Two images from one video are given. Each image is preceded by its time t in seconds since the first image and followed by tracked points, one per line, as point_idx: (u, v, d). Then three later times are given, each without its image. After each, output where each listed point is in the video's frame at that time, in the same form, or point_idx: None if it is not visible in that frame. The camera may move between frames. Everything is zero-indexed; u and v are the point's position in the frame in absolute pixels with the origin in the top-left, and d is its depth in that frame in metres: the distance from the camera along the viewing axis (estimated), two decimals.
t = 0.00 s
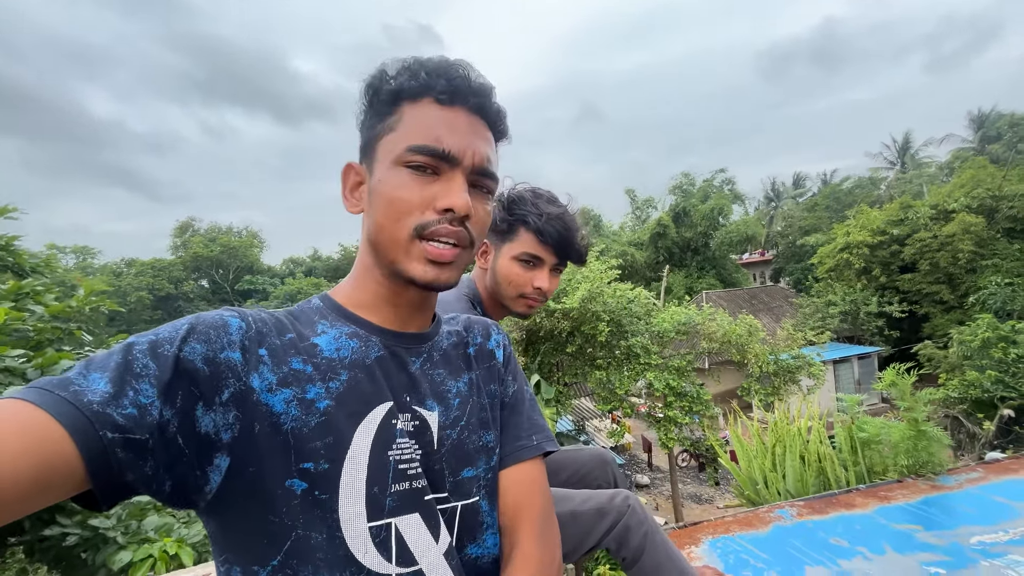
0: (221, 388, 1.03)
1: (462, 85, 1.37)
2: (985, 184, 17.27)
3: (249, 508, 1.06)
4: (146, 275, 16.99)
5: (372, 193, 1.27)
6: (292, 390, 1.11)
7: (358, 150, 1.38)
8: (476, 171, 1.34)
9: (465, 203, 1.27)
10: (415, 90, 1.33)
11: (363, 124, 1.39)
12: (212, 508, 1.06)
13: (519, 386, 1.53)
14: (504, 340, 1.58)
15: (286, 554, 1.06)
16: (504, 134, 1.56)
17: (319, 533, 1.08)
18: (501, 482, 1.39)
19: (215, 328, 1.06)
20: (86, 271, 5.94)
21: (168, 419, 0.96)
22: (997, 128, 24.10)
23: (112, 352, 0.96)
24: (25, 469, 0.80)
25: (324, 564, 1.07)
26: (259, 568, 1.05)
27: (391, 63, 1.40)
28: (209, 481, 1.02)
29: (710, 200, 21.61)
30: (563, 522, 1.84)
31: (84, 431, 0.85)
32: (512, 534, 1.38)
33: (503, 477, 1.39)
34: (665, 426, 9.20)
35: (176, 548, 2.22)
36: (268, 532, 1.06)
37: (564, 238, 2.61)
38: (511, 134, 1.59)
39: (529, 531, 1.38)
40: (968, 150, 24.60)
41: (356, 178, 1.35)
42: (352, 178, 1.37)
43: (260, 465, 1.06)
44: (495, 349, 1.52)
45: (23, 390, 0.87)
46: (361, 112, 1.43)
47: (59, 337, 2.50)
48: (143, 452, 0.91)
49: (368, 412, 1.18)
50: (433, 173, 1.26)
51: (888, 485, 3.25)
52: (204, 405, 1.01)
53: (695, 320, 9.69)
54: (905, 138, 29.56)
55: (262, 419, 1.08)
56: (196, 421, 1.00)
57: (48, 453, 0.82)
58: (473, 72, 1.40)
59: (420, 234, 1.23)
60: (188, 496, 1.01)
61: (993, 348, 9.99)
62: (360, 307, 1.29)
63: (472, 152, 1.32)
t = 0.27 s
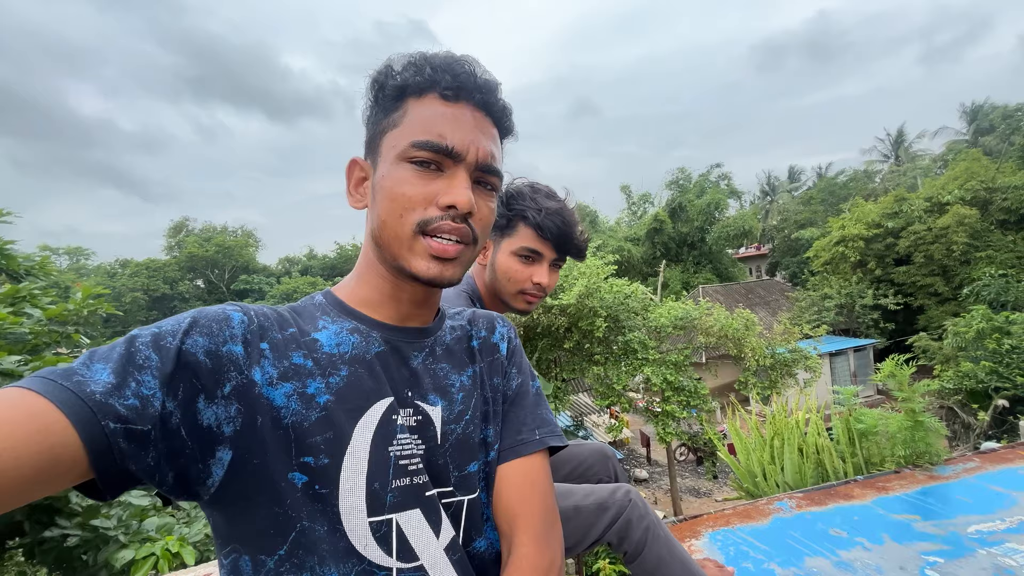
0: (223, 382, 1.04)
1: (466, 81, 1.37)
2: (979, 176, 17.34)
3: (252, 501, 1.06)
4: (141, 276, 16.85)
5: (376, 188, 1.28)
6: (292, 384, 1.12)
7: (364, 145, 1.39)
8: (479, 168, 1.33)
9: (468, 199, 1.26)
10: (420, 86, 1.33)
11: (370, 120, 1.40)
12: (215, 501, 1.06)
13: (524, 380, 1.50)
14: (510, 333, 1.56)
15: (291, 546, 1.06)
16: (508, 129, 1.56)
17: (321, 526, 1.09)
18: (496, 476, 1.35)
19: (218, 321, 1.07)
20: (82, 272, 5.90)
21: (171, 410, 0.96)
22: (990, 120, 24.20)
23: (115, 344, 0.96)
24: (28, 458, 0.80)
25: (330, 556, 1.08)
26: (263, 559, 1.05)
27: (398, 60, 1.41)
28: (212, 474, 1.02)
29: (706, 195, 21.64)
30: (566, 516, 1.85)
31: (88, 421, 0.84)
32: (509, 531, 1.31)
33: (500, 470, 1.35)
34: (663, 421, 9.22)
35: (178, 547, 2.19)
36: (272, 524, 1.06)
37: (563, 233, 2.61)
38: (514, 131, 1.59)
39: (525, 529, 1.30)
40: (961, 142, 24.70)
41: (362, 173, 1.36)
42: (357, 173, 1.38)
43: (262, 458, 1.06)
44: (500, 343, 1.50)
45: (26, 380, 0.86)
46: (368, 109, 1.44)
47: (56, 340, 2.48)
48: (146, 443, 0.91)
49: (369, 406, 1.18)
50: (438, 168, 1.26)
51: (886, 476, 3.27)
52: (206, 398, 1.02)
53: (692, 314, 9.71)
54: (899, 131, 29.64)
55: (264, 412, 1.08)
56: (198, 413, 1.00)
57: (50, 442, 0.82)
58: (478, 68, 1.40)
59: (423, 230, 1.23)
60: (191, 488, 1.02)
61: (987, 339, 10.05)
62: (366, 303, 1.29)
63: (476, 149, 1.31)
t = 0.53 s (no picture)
0: (222, 380, 1.03)
1: (467, 80, 1.36)
2: (974, 171, 17.39)
3: (252, 499, 1.06)
4: (137, 276, 16.75)
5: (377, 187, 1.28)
6: (291, 383, 1.11)
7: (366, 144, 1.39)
8: (480, 167, 1.32)
9: (468, 200, 1.25)
10: (421, 85, 1.33)
11: (372, 118, 1.40)
12: (214, 500, 1.06)
13: (528, 379, 1.49)
14: (513, 332, 1.55)
15: (290, 545, 1.06)
16: (509, 128, 1.55)
17: (320, 525, 1.08)
18: (500, 477, 1.35)
19: (218, 320, 1.06)
20: (78, 273, 5.87)
21: (171, 408, 0.95)
22: (985, 115, 24.28)
23: (115, 341, 0.96)
24: (28, 454, 0.79)
25: (329, 555, 1.07)
26: (262, 559, 1.05)
27: (400, 57, 1.40)
28: (211, 473, 1.02)
29: (703, 192, 21.67)
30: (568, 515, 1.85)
31: (88, 418, 0.84)
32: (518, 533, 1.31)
33: (504, 472, 1.34)
34: (661, 417, 9.24)
35: (178, 550, 2.23)
36: (272, 523, 1.06)
37: (562, 231, 2.60)
38: (515, 130, 1.59)
39: (535, 531, 1.30)
40: (957, 137, 24.78)
41: (363, 172, 1.35)
42: (359, 171, 1.38)
43: (261, 457, 1.06)
44: (502, 341, 1.49)
45: (27, 377, 0.86)
46: (370, 106, 1.43)
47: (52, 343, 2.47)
48: (145, 440, 0.91)
49: (368, 406, 1.17)
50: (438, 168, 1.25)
51: (885, 471, 3.28)
52: (205, 397, 1.01)
53: (690, 311, 9.72)
54: (895, 126, 29.71)
55: (262, 411, 1.07)
56: (198, 412, 1.00)
57: (50, 439, 0.81)
58: (479, 67, 1.39)
59: (422, 230, 1.22)
60: (190, 486, 1.01)
61: (984, 333, 10.10)
62: (366, 302, 1.28)
63: (476, 148, 1.30)
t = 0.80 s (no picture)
0: (230, 389, 1.03)
1: (471, 87, 1.35)
2: (973, 170, 17.42)
3: (259, 507, 1.05)
4: (137, 277, 16.70)
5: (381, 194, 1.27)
6: (298, 391, 1.11)
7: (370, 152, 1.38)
8: (484, 174, 1.32)
9: (473, 207, 1.25)
10: (425, 92, 1.32)
11: (375, 126, 1.40)
12: (223, 509, 1.06)
13: (534, 388, 1.48)
14: (520, 339, 1.55)
15: (298, 554, 1.05)
16: (514, 135, 1.54)
17: (328, 533, 1.07)
18: (499, 486, 1.33)
19: (224, 329, 1.06)
20: (77, 276, 5.85)
21: (180, 417, 0.95)
22: (983, 115, 24.33)
23: (123, 352, 0.96)
24: (40, 465, 0.79)
25: (337, 563, 1.06)
26: (270, 568, 1.04)
27: (403, 65, 1.40)
28: (219, 481, 1.02)
29: (702, 191, 21.70)
30: (574, 520, 1.84)
31: (98, 429, 0.84)
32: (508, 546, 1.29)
33: (502, 482, 1.32)
34: (662, 418, 9.24)
35: (179, 557, 2.20)
36: (280, 532, 1.05)
37: (566, 235, 2.60)
38: (519, 136, 1.58)
39: (525, 547, 1.27)
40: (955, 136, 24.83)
41: (367, 179, 1.35)
42: (363, 179, 1.38)
43: (269, 464, 1.06)
44: (510, 349, 1.49)
45: (37, 389, 0.86)
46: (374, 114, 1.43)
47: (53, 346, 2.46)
48: (154, 449, 0.91)
49: (375, 413, 1.16)
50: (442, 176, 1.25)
51: (887, 472, 3.29)
52: (213, 405, 1.01)
53: (690, 311, 9.71)
54: (894, 126, 29.77)
55: (270, 419, 1.07)
56: (206, 421, 1.00)
57: (63, 449, 0.82)
58: (483, 74, 1.38)
59: (427, 237, 1.21)
60: (199, 495, 1.01)
61: (983, 333, 10.12)
62: (372, 309, 1.28)
63: (480, 155, 1.30)
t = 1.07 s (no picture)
0: (232, 388, 1.02)
1: (472, 86, 1.35)
2: (976, 173, 17.38)
3: (261, 507, 1.05)
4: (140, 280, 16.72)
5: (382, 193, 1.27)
6: (300, 389, 1.10)
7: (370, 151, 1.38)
8: (486, 172, 1.32)
9: (475, 204, 1.25)
10: (426, 91, 1.32)
11: (373, 125, 1.39)
12: (225, 509, 1.05)
13: (535, 388, 1.47)
14: (521, 339, 1.54)
15: (300, 554, 1.04)
16: (514, 135, 1.54)
17: (330, 532, 1.07)
18: (500, 483, 1.32)
19: (226, 329, 1.06)
20: (81, 278, 5.86)
21: (183, 417, 0.95)
22: (986, 118, 24.29)
23: (125, 353, 0.95)
24: (42, 466, 0.79)
25: (338, 562, 1.05)
26: (271, 568, 1.04)
27: (402, 65, 1.40)
28: (222, 480, 1.01)
29: (704, 195, 21.70)
30: (576, 522, 1.83)
31: (101, 429, 0.83)
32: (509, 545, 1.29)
33: (503, 481, 1.32)
34: (664, 421, 9.21)
35: (179, 560, 2.18)
36: (281, 532, 1.04)
37: (570, 235, 2.60)
38: (519, 136, 1.58)
39: (527, 545, 1.28)
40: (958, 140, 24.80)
41: (367, 178, 1.35)
42: (362, 178, 1.37)
43: (271, 463, 1.05)
44: (512, 348, 1.49)
45: (39, 390, 0.86)
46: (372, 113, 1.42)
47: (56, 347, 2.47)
48: (157, 450, 0.90)
49: (377, 411, 1.16)
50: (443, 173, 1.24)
51: (892, 475, 3.26)
52: (215, 405, 1.00)
53: (692, 315, 9.68)
54: (897, 129, 29.74)
55: (272, 418, 1.07)
56: (209, 420, 0.99)
57: (66, 450, 0.81)
58: (484, 74, 1.38)
59: (430, 234, 1.21)
60: (202, 494, 1.01)
61: (987, 336, 10.08)
62: (372, 308, 1.27)
63: (482, 153, 1.30)
